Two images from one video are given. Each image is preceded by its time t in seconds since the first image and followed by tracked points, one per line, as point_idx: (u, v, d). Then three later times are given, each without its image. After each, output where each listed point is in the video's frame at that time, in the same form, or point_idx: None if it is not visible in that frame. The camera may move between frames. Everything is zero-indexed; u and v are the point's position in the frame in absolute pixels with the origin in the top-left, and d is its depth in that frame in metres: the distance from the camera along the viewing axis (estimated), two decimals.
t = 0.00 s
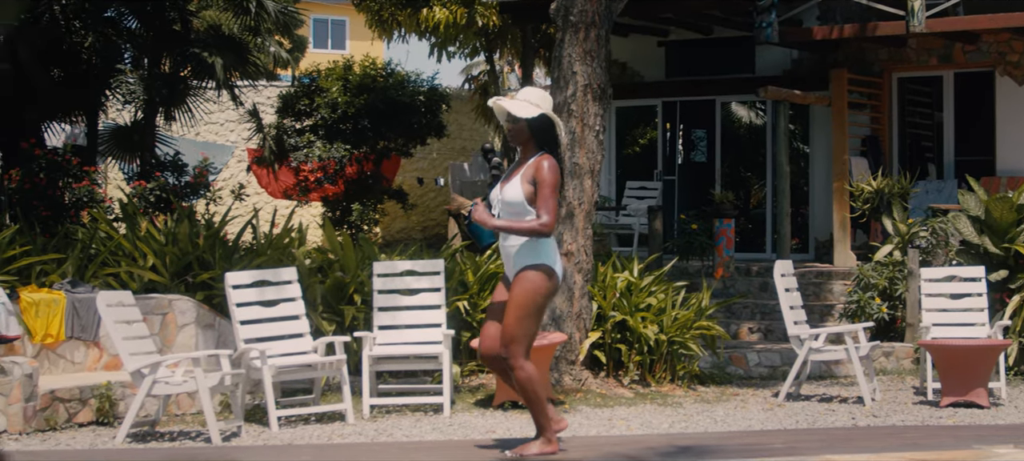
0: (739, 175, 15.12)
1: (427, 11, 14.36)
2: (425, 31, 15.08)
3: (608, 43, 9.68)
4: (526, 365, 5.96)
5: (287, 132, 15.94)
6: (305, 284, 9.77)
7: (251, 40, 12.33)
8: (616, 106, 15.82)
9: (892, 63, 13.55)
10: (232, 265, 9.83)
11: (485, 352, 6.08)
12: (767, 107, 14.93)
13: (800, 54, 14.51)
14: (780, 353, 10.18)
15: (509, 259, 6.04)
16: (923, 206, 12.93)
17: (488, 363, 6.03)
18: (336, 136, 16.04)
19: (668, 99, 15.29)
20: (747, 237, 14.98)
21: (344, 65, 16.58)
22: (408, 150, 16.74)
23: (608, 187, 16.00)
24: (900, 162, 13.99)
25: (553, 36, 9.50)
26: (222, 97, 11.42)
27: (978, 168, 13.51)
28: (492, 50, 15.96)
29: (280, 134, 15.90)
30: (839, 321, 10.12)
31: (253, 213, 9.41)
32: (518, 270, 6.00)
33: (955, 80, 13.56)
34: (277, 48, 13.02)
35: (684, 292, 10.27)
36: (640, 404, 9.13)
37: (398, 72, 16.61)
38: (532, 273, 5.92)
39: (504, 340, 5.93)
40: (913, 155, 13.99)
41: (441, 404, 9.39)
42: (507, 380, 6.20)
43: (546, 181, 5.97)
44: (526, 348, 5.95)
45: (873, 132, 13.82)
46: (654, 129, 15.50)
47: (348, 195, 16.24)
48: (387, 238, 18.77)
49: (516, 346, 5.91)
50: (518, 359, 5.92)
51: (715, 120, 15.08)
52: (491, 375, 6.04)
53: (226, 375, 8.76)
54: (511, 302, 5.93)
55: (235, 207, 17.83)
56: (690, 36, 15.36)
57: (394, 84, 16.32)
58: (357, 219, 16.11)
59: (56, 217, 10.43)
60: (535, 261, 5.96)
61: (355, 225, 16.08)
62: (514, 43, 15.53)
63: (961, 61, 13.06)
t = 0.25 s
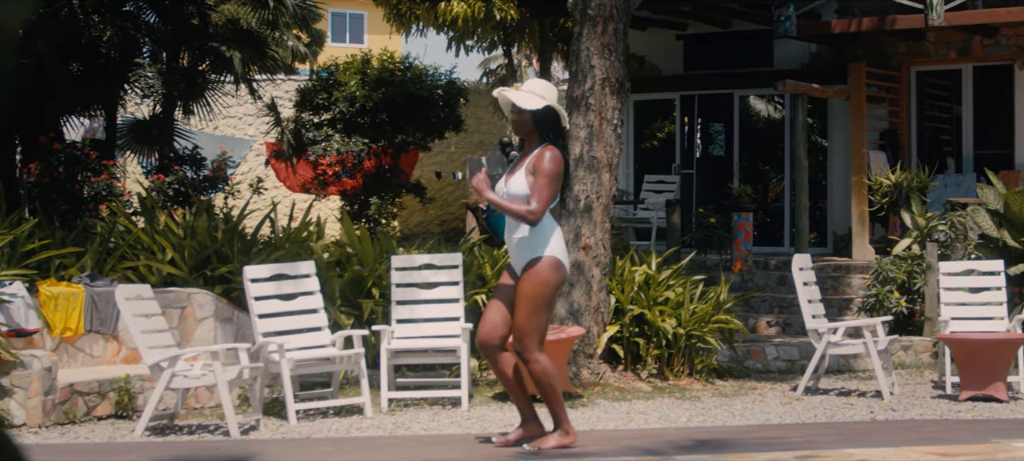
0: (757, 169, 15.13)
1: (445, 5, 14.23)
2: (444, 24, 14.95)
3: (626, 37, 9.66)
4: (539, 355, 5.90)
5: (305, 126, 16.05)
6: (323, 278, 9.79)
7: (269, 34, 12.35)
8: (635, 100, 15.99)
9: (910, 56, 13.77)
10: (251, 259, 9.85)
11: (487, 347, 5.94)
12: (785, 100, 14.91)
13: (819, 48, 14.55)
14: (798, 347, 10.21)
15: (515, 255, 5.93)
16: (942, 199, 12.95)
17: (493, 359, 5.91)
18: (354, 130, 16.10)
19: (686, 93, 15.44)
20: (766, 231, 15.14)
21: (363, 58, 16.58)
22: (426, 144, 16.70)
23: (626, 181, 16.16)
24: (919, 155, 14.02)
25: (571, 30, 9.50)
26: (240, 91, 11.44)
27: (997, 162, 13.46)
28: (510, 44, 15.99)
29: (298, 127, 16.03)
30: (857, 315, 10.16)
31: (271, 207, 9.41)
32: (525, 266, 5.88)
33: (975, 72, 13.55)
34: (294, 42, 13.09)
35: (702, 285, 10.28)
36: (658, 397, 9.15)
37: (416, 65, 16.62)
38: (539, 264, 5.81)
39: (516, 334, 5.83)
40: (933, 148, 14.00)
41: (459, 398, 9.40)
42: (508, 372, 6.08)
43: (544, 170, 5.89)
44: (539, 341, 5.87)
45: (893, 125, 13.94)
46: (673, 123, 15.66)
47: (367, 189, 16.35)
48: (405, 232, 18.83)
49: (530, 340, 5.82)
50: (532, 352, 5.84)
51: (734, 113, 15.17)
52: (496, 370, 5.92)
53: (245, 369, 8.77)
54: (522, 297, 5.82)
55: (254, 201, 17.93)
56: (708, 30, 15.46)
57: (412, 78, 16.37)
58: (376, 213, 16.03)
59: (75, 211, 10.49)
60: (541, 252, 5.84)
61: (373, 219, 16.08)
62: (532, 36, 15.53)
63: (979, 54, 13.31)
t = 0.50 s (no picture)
0: (775, 164, 15.44)
1: None
2: (461, 18, 14.97)
3: (643, 31, 9.64)
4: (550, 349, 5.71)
5: (322, 121, 16.09)
6: (340, 273, 9.81)
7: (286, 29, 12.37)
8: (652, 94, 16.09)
9: (929, 50, 13.69)
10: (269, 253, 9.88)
11: (491, 340, 5.68)
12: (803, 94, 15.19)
13: (837, 42, 14.67)
14: (816, 342, 10.24)
15: (518, 249, 5.74)
16: (960, 193, 12.91)
17: (501, 353, 5.67)
18: (372, 124, 16.23)
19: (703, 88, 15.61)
20: (783, 225, 15.41)
21: (381, 53, 16.72)
22: (443, 138, 16.83)
23: (644, 175, 16.34)
24: (937, 149, 13.97)
25: (589, 24, 9.50)
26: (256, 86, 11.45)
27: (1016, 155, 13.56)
28: (527, 38, 16.01)
29: (315, 122, 16.10)
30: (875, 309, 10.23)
31: (289, 202, 9.42)
32: (528, 259, 5.68)
33: (993, 66, 13.53)
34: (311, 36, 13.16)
35: (719, 279, 10.29)
36: (675, 392, 9.15)
37: (433, 60, 16.65)
38: (544, 254, 5.62)
39: (528, 327, 5.64)
40: (950, 142, 13.98)
41: (476, 393, 9.41)
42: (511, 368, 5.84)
43: (542, 158, 5.72)
44: (551, 333, 5.68)
45: (911, 119, 13.85)
46: (690, 117, 15.85)
47: (384, 183, 16.36)
48: (423, 227, 18.88)
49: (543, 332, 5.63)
50: (544, 345, 5.65)
51: (751, 107, 15.40)
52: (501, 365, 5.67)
53: (262, 363, 8.76)
54: (533, 288, 5.63)
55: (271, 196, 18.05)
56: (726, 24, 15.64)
57: (429, 72, 16.41)
58: (393, 208, 16.12)
59: (93, 205, 10.55)
60: (542, 244, 5.64)
61: (390, 215, 16.11)
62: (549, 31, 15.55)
63: (997, 48, 13.20)
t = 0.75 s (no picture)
0: (789, 161, 15.46)
1: None
2: (476, 16, 14.98)
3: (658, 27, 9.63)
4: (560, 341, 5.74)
5: (337, 118, 16.21)
6: (355, 269, 9.83)
7: (301, 26, 12.36)
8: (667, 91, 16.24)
9: (943, 47, 13.79)
10: (283, 250, 9.91)
11: (495, 336, 5.71)
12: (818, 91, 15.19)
13: (852, 38, 14.76)
14: (831, 339, 10.27)
15: (517, 244, 5.77)
16: (975, 191, 12.88)
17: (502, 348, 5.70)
18: (386, 121, 16.30)
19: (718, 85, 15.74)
20: (798, 222, 15.49)
21: (395, 50, 16.67)
22: (457, 135, 16.77)
23: (659, 172, 16.44)
24: (952, 146, 13.96)
25: (603, 21, 9.49)
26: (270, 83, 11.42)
27: None
28: (541, 35, 16.04)
29: (330, 119, 16.17)
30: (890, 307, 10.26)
31: (303, 199, 9.44)
32: (527, 255, 5.71)
33: (1007, 63, 13.51)
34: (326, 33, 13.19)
35: (734, 276, 10.30)
36: (690, 389, 9.15)
37: (448, 56, 16.62)
38: (545, 248, 5.62)
39: (537, 322, 5.68)
40: (966, 139, 13.96)
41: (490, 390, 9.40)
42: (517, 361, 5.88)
43: (538, 147, 5.68)
44: (559, 326, 5.71)
45: (926, 117, 13.96)
46: (705, 114, 15.97)
47: (399, 180, 16.45)
48: (437, 224, 18.89)
49: (553, 325, 5.67)
50: (554, 339, 5.69)
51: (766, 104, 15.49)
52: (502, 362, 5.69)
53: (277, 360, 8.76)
54: (537, 284, 5.64)
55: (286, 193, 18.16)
56: (742, 21, 15.72)
57: (444, 70, 16.40)
58: (408, 205, 16.28)
59: (108, 201, 10.63)
60: (541, 238, 5.65)
61: (404, 211, 16.29)
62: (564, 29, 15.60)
63: (1012, 44, 13.26)
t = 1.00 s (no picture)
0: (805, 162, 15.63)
1: None
2: (491, 16, 15.05)
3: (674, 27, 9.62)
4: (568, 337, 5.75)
5: (353, 118, 16.29)
6: (370, 269, 9.84)
7: (316, 26, 12.38)
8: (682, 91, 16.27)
9: (959, 47, 13.74)
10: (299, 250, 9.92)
11: (499, 336, 5.71)
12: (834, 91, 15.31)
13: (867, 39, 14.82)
14: (846, 340, 10.29)
15: (516, 241, 5.77)
16: (991, 191, 12.85)
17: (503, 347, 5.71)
18: (402, 121, 16.40)
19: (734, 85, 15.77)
20: (814, 222, 15.62)
21: (411, 50, 16.80)
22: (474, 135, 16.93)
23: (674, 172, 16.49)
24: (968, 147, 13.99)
25: (619, 21, 9.49)
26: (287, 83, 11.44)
27: None
28: (557, 35, 16.15)
29: (346, 119, 16.24)
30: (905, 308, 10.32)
31: (319, 199, 9.45)
32: (525, 253, 5.71)
33: None
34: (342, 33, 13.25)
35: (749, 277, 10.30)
36: (705, 390, 9.14)
37: (463, 57, 16.65)
38: (545, 247, 5.62)
39: (546, 321, 5.69)
40: (981, 140, 14.03)
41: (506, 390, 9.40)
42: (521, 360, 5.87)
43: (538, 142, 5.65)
44: (565, 324, 5.72)
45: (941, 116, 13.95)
46: (721, 114, 16.00)
47: (414, 181, 16.56)
48: (452, 224, 18.92)
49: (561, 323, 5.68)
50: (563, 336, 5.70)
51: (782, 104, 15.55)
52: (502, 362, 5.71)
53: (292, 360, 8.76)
54: (540, 283, 5.63)
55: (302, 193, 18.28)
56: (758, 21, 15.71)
57: (460, 70, 16.44)
58: (423, 205, 16.37)
59: (125, 201, 10.72)
60: (542, 237, 5.63)
61: (420, 211, 16.37)
62: (579, 29, 15.73)
63: None
